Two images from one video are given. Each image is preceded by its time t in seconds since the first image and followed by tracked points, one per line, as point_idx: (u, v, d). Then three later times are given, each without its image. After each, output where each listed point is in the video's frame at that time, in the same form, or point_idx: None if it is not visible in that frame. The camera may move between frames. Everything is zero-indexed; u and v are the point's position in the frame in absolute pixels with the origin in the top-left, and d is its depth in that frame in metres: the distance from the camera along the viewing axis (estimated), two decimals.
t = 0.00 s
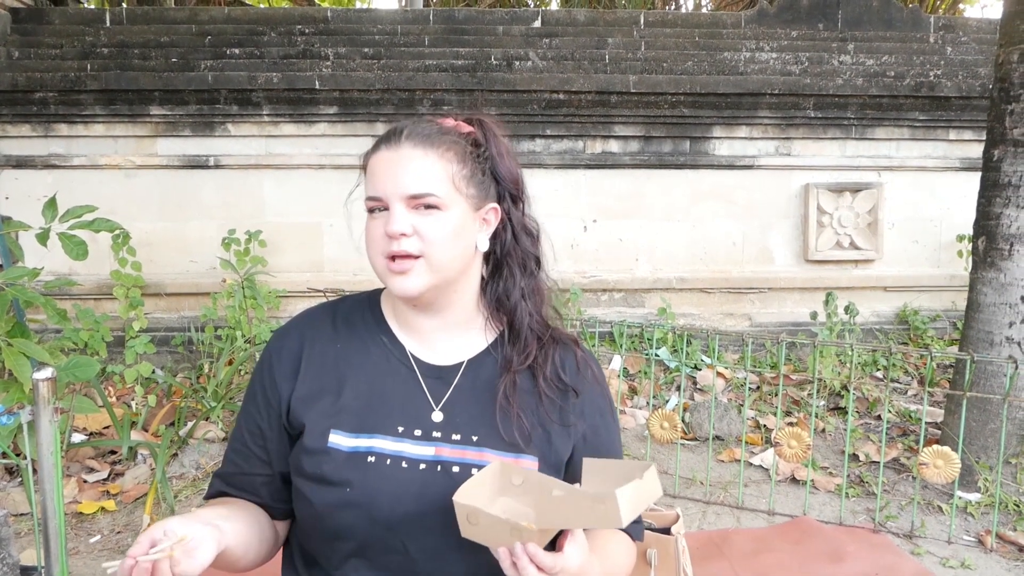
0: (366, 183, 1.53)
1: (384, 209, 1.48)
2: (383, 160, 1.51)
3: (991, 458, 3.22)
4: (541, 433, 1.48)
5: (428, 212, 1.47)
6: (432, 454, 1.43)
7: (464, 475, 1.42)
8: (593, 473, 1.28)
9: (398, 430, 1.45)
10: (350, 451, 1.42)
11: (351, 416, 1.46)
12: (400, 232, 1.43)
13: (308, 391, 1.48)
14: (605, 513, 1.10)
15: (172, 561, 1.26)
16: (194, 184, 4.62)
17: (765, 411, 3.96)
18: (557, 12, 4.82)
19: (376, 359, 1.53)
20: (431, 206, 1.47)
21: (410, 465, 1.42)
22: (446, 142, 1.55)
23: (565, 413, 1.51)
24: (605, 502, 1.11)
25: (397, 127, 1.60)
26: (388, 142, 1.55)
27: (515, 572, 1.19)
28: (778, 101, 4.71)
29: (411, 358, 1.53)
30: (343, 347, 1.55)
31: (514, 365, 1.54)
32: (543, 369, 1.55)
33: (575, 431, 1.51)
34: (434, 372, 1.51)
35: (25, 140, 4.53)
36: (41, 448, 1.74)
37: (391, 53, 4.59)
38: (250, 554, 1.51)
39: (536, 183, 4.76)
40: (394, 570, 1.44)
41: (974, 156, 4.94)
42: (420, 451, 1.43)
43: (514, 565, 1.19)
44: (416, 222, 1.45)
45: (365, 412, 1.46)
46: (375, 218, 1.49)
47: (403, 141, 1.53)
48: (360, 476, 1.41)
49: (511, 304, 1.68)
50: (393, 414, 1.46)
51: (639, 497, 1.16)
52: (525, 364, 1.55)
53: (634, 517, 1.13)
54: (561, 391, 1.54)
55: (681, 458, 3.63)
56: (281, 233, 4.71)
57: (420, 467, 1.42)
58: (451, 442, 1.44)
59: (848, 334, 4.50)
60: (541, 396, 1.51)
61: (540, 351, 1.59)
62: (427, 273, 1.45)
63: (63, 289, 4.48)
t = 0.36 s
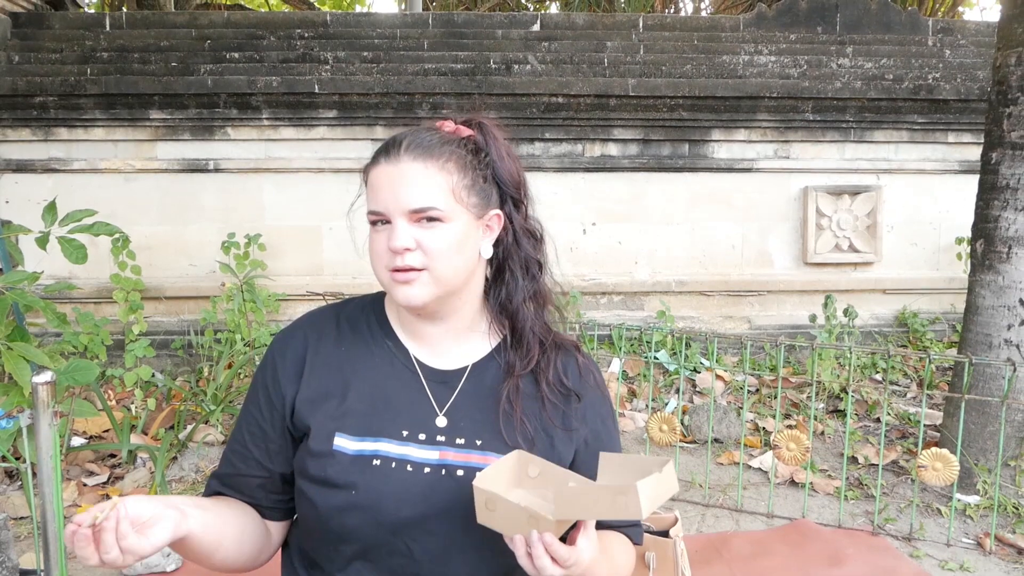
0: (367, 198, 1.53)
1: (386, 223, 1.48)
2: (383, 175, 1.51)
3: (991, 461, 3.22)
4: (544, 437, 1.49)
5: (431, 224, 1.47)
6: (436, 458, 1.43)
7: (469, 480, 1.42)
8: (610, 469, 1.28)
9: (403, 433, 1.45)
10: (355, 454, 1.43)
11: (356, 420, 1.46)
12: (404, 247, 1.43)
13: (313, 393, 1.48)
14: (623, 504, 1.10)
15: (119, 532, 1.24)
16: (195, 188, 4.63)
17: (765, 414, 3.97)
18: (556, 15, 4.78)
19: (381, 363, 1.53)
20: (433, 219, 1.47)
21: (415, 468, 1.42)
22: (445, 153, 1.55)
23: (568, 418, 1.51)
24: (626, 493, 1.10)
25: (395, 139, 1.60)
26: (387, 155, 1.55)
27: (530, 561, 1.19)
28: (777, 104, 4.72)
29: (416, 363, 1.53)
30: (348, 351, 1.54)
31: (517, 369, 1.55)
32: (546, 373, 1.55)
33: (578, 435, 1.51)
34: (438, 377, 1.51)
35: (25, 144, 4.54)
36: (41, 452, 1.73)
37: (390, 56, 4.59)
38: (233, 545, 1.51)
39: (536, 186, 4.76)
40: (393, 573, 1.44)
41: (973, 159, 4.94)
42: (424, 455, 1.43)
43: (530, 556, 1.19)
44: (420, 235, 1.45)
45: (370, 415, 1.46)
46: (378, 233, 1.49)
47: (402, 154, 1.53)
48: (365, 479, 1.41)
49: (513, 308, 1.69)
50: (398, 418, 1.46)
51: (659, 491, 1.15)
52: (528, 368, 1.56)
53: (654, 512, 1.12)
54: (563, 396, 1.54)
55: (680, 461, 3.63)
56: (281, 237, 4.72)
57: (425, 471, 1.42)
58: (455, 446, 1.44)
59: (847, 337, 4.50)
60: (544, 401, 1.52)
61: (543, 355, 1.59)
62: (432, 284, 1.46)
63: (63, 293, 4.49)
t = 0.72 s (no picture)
0: (379, 183, 1.54)
1: (396, 210, 1.49)
2: (399, 162, 1.53)
3: (990, 461, 3.22)
4: (538, 441, 1.49)
5: (441, 215, 1.48)
6: (428, 460, 1.43)
7: (461, 482, 1.42)
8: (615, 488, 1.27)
9: (396, 435, 1.45)
10: (348, 456, 1.43)
11: (350, 421, 1.46)
12: (412, 233, 1.44)
13: (309, 394, 1.49)
14: (617, 531, 1.09)
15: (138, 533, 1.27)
16: (194, 190, 4.64)
17: (764, 414, 3.97)
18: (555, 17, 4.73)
19: (376, 363, 1.53)
20: (443, 211, 1.48)
21: (407, 470, 1.42)
22: (461, 149, 1.57)
23: (562, 422, 1.51)
24: (621, 522, 1.09)
25: (415, 131, 1.62)
26: (403, 145, 1.57)
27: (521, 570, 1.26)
28: (776, 105, 4.72)
29: (410, 363, 1.53)
30: (344, 352, 1.55)
31: (511, 373, 1.55)
32: (540, 377, 1.56)
33: (573, 439, 1.51)
34: (432, 380, 1.51)
35: (24, 147, 4.55)
36: (40, 455, 1.71)
37: (389, 58, 4.59)
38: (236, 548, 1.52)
39: (534, 188, 4.77)
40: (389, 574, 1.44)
41: (972, 160, 4.94)
42: (417, 456, 1.43)
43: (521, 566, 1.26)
44: (429, 223, 1.46)
45: (363, 416, 1.47)
46: (386, 218, 1.49)
47: (421, 144, 1.55)
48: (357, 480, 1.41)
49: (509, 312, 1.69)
50: (391, 419, 1.47)
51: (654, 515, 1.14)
52: (523, 372, 1.56)
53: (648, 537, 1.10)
54: (558, 400, 1.54)
55: (679, 462, 3.64)
56: (280, 239, 4.72)
57: (417, 472, 1.42)
58: (447, 448, 1.45)
59: (847, 338, 4.50)
60: (538, 405, 1.52)
61: (537, 359, 1.59)
62: (436, 274, 1.46)
63: (63, 295, 4.50)
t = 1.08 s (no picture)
0: (381, 183, 1.54)
1: (401, 207, 1.49)
2: (402, 161, 1.54)
3: (986, 461, 3.22)
4: (535, 438, 1.49)
5: (447, 212, 1.50)
6: (428, 460, 1.43)
7: (460, 481, 1.42)
8: (595, 494, 1.30)
9: (395, 435, 1.45)
10: (348, 456, 1.43)
11: (349, 421, 1.46)
12: (423, 227, 1.44)
13: (307, 396, 1.49)
14: (598, 539, 1.12)
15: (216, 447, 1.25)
16: (191, 192, 4.63)
17: (761, 415, 3.97)
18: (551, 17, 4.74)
19: (375, 363, 1.53)
20: (450, 207, 1.50)
21: (407, 470, 1.42)
22: (463, 150, 1.60)
23: (559, 419, 1.52)
24: (600, 529, 1.12)
25: (412, 133, 1.63)
26: (403, 145, 1.58)
27: None
28: (772, 106, 4.73)
29: (409, 363, 1.53)
30: (341, 353, 1.55)
31: (509, 369, 1.55)
32: (537, 374, 1.56)
33: (570, 436, 1.51)
34: (429, 380, 1.51)
35: (20, 149, 4.54)
36: (36, 458, 1.70)
37: (385, 60, 4.59)
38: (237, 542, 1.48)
39: (531, 189, 4.77)
40: None
41: (967, 160, 4.95)
42: (416, 456, 1.43)
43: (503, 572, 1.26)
44: (437, 219, 1.47)
45: (362, 417, 1.47)
46: (391, 215, 1.49)
47: (423, 143, 1.57)
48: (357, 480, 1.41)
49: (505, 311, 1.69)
50: (390, 419, 1.47)
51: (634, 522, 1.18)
52: (520, 369, 1.56)
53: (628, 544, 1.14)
54: (554, 397, 1.54)
55: (676, 463, 3.63)
56: (277, 241, 4.72)
57: (417, 472, 1.42)
58: (446, 448, 1.45)
59: (844, 338, 4.51)
60: (535, 401, 1.52)
61: (534, 356, 1.59)
62: (445, 269, 1.46)
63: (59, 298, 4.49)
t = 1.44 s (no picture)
0: (363, 194, 1.52)
1: (384, 216, 1.48)
2: (381, 170, 1.52)
3: (986, 461, 3.21)
4: (534, 435, 1.49)
5: (431, 217, 1.48)
6: (427, 459, 1.44)
7: (459, 480, 1.42)
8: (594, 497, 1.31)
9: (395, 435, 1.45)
10: (348, 456, 1.44)
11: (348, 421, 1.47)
12: (406, 237, 1.43)
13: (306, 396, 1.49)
14: (596, 543, 1.12)
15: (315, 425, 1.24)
16: (190, 194, 4.64)
17: (761, 415, 3.97)
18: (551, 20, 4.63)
19: (372, 364, 1.53)
20: (433, 212, 1.48)
21: (407, 470, 1.42)
22: (442, 151, 1.58)
23: (557, 415, 1.52)
24: (599, 534, 1.13)
25: (390, 139, 1.61)
26: (382, 153, 1.56)
27: None
28: (771, 107, 4.74)
29: (407, 364, 1.53)
30: (340, 354, 1.54)
31: (507, 367, 1.55)
32: (534, 371, 1.57)
33: (569, 432, 1.51)
34: (428, 380, 1.51)
35: (20, 152, 4.55)
36: (35, 460, 1.70)
37: (384, 61, 4.59)
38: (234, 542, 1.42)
39: (530, 190, 4.77)
40: None
41: (966, 160, 4.95)
42: (416, 456, 1.44)
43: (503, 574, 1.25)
44: (421, 226, 1.46)
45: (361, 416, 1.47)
46: (375, 226, 1.48)
47: (401, 150, 1.54)
48: (358, 481, 1.41)
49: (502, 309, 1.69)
50: (389, 419, 1.47)
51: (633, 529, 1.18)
52: (518, 366, 1.56)
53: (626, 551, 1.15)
54: (552, 394, 1.55)
55: (675, 463, 3.63)
56: (276, 242, 4.72)
57: (417, 472, 1.43)
58: (446, 447, 1.45)
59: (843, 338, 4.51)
60: (534, 398, 1.52)
61: (531, 354, 1.60)
62: (433, 276, 1.46)
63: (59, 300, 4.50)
